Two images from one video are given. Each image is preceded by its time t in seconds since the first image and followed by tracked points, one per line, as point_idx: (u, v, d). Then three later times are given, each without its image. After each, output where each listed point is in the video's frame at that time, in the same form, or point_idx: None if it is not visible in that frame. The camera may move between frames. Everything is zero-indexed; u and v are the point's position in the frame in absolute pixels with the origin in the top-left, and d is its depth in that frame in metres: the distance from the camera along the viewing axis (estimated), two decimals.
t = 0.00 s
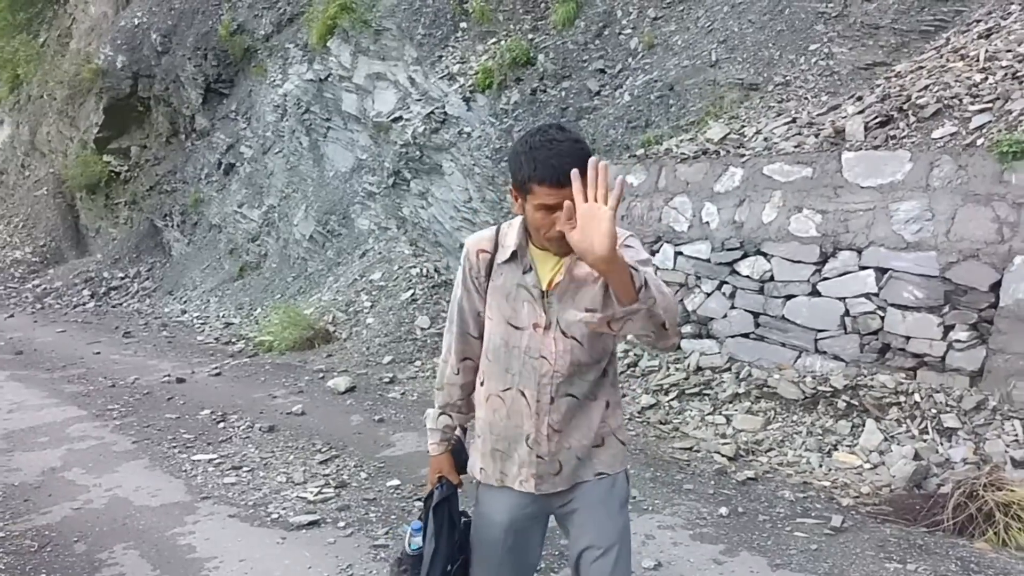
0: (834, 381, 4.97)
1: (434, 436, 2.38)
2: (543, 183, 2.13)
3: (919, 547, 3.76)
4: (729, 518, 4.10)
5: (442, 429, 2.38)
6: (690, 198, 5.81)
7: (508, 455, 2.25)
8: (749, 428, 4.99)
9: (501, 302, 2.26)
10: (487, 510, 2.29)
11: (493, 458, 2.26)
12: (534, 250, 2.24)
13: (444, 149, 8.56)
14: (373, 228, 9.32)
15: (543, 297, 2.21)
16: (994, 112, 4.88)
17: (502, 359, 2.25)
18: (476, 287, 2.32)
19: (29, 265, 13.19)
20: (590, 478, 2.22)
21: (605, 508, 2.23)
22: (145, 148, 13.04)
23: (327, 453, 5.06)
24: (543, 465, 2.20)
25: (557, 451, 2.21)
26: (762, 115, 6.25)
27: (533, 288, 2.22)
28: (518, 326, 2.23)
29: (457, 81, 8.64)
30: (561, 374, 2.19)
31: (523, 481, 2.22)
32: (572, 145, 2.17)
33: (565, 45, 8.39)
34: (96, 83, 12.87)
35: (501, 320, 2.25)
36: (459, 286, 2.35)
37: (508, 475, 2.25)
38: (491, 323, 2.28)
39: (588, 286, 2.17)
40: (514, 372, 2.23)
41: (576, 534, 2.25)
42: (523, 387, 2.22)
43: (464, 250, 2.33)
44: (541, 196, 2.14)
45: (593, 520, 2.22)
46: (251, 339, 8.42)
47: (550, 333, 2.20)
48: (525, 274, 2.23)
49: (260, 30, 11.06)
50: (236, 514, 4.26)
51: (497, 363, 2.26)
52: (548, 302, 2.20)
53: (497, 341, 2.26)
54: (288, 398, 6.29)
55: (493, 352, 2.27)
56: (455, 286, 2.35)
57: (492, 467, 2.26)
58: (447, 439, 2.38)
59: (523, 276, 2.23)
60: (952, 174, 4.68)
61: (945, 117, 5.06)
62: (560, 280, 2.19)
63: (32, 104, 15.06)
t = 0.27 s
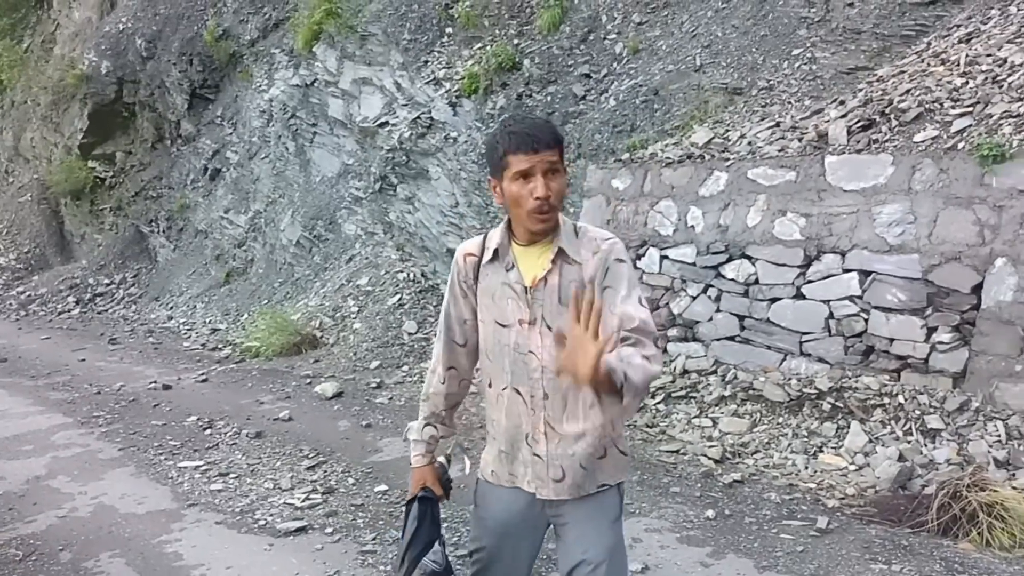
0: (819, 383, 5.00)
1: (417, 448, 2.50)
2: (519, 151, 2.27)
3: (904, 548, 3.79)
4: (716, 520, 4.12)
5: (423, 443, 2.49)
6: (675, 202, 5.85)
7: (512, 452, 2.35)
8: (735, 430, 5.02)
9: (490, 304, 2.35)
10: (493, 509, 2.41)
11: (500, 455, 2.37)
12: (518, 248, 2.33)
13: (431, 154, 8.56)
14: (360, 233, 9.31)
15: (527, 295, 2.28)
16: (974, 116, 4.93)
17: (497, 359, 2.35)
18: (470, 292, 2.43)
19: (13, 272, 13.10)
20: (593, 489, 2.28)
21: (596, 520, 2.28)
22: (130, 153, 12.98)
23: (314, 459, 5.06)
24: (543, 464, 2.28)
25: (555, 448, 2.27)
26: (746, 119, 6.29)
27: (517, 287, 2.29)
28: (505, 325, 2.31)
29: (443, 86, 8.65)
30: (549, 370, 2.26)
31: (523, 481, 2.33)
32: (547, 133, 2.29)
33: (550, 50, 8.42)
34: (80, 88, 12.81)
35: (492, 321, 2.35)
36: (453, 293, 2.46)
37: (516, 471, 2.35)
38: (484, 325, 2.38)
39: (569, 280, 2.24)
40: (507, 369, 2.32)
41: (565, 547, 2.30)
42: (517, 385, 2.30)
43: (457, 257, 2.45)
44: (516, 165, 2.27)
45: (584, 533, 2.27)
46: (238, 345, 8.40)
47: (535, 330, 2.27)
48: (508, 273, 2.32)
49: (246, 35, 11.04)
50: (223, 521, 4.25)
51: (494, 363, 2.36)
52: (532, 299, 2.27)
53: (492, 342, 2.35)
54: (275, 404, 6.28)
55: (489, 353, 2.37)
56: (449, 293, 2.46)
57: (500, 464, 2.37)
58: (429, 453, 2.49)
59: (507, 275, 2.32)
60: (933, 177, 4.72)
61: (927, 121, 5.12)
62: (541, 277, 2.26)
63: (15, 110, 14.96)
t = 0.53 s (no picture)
0: (812, 386, 5.02)
1: (420, 460, 2.40)
2: (479, 146, 2.22)
3: (898, 550, 3.80)
4: (711, 524, 4.13)
5: (427, 453, 2.40)
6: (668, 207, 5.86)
7: (489, 452, 2.25)
8: (729, 434, 5.03)
9: (461, 300, 2.28)
10: (471, 511, 2.32)
11: (476, 456, 2.27)
12: (488, 243, 2.28)
13: (424, 159, 8.56)
14: (353, 238, 9.30)
15: (500, 285, 2.22)
16: (964, 120, 4.96)
17: (471, 355, 2.26)
18: (441, 294, 2.34)
19: (4, 278, 13.04)
20: (571, 478, 2.19)
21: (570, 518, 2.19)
22: (122, 159, 12.95)
23: (308, 465, 5.04)
24: (519, 459, 2.19)
25: (531, 439, 2.19)
26: (739, 123, 6.32)
27: (488, 278, 2.23)
28: (478, 318, 2.24)
29: (435, 91, 8.65)
30: (525, 359, 2.18)
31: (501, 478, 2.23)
32: (507, 130, 2.24)
33: (542, 55, 8.45)
34: (71, 93, 12.77)
35: (463, 318, 2.27)
36: (427, 297, 2.39)
37: (493, 469, 2.24)
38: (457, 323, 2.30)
39: (540, 265, 2.20)
40: (482, 364, 2.24)
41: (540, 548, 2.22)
42: (493, 378, 2.23)
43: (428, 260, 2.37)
44: (476, 161, 2.22)
45: (559, 532, 2.18)
46: (231, 350, 8.37)
47: (509, 319, 2.20)
48: (479, 266, 2.26)
49: (238, 40, 11.03)
50: (217, 527, 4.23)
51: (467, 361, 2.28)
52: (504, 288, 2.21)
53: (465, 339, 2.27)
54: (269, 409, 6.26)
55: (462, 351, 2.28)
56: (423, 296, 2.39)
57: (475, 466, 2.27)
58: (434, 461, 2.40)
59: (478, 268, 2.25)
60: (925, 181, 4.74)
61: (917, 126, 5.15)
62: (512, 266, 2.21)
63: (6, 115, 14.92)
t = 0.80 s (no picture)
0: (815, 383, 5.02)
1: (413, 461, 2.38)
2: (473, 145, 2.14)
3: (901, 547, 3.80)
4: (714, 520, 4.13)
5: (420, 453, 2.38)
6: (672, 203, 5.86)
7: (490, 446, 2.21)
8: (732, 430, 5.03)
9: (451, 297, 2.23)
10: (469, 509, 2.27)
11: (475, 454, 2.22)
12: (474, 238, 2.23)
13: (427, 155, 8.56)
14: (356, 234, 9.30)
15: (491, 279, 2.18)
16: (968, 117, 4.95)
17: (465, 352, 2.21)
18: (426, 294, 2.30)
19: (8, 274, 13.06)
20: (573, 463, 2.20)
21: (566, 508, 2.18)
22: (125, 155, 12.95)
23: (311, 460, 5.05)
24: (525, 448, 2.17)
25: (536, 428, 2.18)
26: (742, 120, 6.30)
27: (479, 273, 2.19)
28: (470, 313, 2.19)
29: (439, 87, 8.65)
30: (522, 350, 2.17)
31: (513, 471, 2.18)
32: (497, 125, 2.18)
33: (545, 51, 8.46)
34: (74, 90, 12.78)
35: (454, 314, 2.22)
36: (412, 298, 2.33)
37: (496, 464, 2.20)
38: (447, 321, 2.25)
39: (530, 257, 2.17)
40: (478, 359, 2.20)
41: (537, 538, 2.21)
42: (491, 372, 2.19)
43: (410, 262, 2.32)
44: (471, 159, 2.13)
45: (558, 519, 2.18)
46: (234, 346, 8.38)
47: (503, 312, 2.17)
48: (468, 262, 2.21)
49: (240, 36, 11.04)
50: (221, 522, 4.24)
51: (459, 358, 2.23)
52: (496, 281, 2.17)
53: (456, 336, 2.22)
54: (272, 405, 6.27)
55: (454, 348, 2.23)
56: (407, 298, 2.33)
57: (474, 464, 2.22)
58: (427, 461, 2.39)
59: (467, 264, 2.21)
60: (928, 178, 4.74)
61: (921, 122, 5.14)
62: (503, 260, 2.17)
63: (9, 111, 14.95)
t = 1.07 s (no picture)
0: (820, 375, 5.01)
1: (396, 452, 2.40)
2: (454, 139, 2.20)
3: (905, 539, 3.80)
4: (718, 512, 4.13)
5: (403, 445, 2.39)
6: (677, 195, 5.85)
7: (469, 441, 2.23)
8: (736, 423, 5.03)
9: (435, 293, 2.26)
10: (452, 499, 2.30)
11: (455, 448, 2.26)
12: (458, 235, 2.25)
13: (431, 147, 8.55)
14: (360, 227, 9.31)
15: (471, 278, 2.19)
16: (976, 108, 4.92)
17: (448, 347, 2.24)
18: (414, 287, 2.32)
19: (15, 265, 13.10)
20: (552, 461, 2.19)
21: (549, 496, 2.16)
22: (130, 147, 12.97)
23: (316, 451, 5.07)
24: (503, 445, 2.19)
25: (515, 427, 2.19)
26: (747, 112, 6.28)
27: (460, 271, 2.21)
28: (453, 311, 2.22)
29: (443, 79, 8.73)
30: (501, 349, 2.17)
31: (488, 467, 2.20)
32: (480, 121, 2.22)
33: (550, 43, 8.48)
34: (80, 82, 12.80)
35: (439, 310, 2.25)
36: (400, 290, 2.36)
37: (473, 459, 2.23)
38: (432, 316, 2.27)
39: (511, 258, 2.17)
40: (459, 356, 2.23)
41: (522, 530, 2.21)
42: (472, 369, 2.21)
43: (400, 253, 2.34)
44: (451, 153, 2.20)
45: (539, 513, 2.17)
46: (239, 338, 8.40)
47: (484, 311, 2.18)
48: (451, 259, 2.23)
49: (245, 28, 11.03)
50: (226, 512, 4.26)
51: (443, 353, 2.26)
52: (476, 281, 2.19)
53: (441, 331, 2.25)
54: (278, 396, 6.29)
55: (439, 343, 2.26)
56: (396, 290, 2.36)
57: (455, 456, 2.26)
58: (410, 454, 2.40)
59: (449, 262, 2.23)
60: (935, 169, 4.72)
61: (928, 114, 5.11)
62: (482, 259, 2.18)
63: (15, 104, 14.98)
